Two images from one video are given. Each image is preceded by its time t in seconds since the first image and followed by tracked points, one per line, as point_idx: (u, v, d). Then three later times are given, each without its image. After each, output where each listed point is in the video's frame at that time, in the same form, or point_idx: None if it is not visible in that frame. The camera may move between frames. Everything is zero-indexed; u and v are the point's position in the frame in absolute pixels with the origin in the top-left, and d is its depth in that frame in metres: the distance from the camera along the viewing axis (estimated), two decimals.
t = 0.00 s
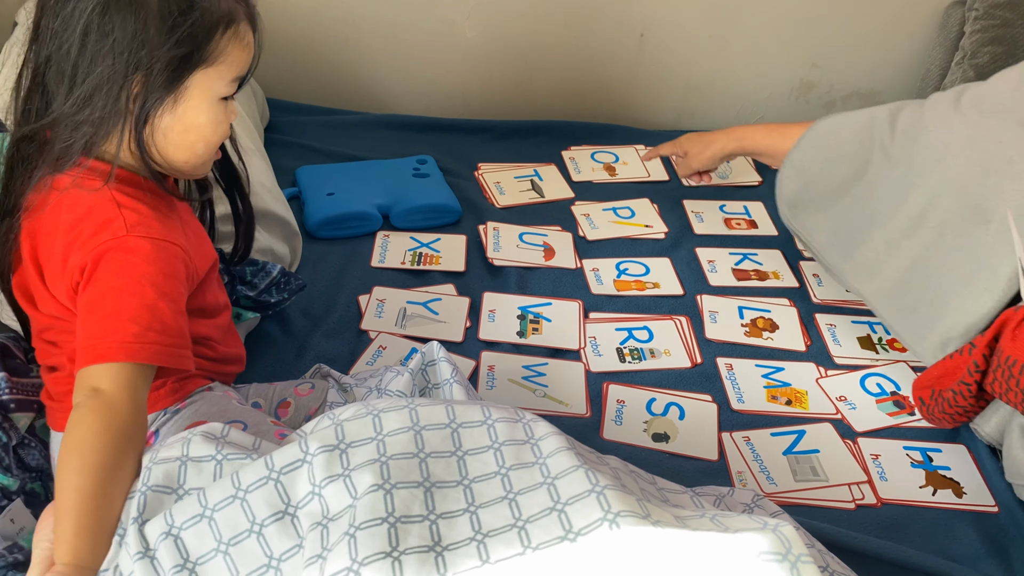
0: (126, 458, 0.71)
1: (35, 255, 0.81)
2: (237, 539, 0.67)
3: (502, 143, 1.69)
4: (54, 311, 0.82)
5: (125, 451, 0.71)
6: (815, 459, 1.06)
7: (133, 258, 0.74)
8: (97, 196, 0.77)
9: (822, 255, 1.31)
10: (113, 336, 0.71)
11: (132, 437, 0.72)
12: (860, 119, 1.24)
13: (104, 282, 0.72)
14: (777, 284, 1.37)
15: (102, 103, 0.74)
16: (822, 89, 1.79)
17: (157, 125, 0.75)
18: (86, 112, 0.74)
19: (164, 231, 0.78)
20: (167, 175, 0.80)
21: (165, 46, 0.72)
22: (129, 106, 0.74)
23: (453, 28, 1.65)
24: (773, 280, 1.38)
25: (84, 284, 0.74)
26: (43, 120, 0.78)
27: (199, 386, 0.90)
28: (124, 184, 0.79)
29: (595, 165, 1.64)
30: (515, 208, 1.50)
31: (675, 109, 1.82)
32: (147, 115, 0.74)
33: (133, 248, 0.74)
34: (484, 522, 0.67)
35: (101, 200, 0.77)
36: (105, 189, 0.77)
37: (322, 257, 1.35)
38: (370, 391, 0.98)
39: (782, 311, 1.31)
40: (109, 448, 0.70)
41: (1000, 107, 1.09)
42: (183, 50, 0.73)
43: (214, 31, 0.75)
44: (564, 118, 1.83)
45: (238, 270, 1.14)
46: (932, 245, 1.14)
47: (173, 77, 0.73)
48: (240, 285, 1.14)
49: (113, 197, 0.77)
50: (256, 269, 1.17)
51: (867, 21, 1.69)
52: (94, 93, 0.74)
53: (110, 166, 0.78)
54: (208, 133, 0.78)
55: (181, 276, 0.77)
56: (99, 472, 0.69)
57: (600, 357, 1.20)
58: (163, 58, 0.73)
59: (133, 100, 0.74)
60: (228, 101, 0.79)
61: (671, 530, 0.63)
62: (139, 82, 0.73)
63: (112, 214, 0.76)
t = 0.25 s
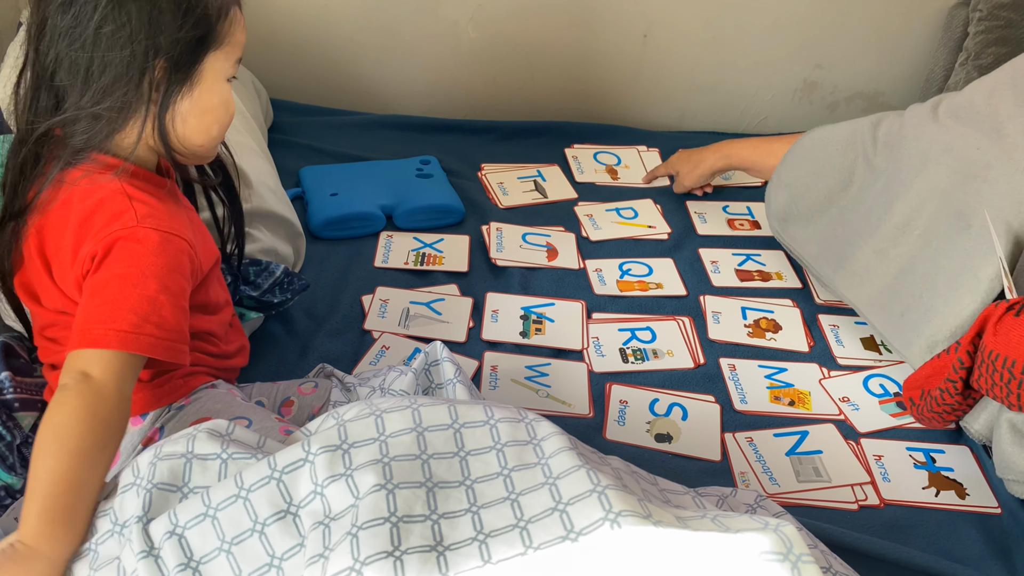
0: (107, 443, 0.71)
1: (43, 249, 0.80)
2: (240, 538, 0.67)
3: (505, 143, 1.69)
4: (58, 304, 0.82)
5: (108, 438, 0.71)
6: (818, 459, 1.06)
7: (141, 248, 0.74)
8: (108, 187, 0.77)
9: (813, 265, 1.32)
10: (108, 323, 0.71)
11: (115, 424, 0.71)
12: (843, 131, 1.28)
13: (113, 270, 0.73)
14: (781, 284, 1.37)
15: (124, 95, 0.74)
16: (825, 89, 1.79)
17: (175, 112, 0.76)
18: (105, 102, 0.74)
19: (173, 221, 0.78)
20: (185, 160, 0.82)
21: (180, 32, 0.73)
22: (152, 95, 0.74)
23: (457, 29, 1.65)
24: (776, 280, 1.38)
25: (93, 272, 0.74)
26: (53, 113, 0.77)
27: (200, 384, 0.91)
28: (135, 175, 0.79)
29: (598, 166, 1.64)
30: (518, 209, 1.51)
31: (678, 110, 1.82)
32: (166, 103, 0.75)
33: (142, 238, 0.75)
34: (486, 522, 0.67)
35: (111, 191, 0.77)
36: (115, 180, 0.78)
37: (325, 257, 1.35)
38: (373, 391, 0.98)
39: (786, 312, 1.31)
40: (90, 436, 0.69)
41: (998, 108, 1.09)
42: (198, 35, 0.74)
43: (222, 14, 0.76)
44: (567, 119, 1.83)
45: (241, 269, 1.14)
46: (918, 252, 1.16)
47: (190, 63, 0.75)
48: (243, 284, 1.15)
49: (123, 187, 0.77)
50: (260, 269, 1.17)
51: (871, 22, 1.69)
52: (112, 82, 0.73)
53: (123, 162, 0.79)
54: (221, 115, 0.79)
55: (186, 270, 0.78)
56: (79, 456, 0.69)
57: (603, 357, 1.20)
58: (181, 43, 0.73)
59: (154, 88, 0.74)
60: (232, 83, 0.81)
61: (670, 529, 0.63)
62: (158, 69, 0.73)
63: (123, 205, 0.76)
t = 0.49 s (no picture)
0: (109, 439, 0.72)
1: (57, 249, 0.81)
2: (244, 540, 0.68)
3: (510, 145, 1.69)
4: (71, 304, 0.83)
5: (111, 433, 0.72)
6: (822, 461, 1.06)
7: (154, 247, 0.75)
8: (122, 187, 0.78)
9: (821, 271, 1.31)
10: (118, 320, 0.71)
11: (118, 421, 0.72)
12: (848, 135, 1.28)
13: (127, 266, 0.73)
14: (785, 286, 1.37)
15: (142, 96, 0.74)
16: (830, 91, 1.79)
17: (191, 110, 0.78)
18: (123, 104, 0.74)
19: (185, 220, 0.79)
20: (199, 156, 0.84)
21: (194, 30, 0.74)
22: (170, 94, 0.75)
23: (462, 31, 1.66)
24: (781, 282, 1.38)
25: (107, 268, 0.74)
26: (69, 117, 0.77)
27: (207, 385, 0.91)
28: (148, 176, 0.80)
29: (602, 167, 1.65)
30: (523, 211, 1.51)
31: (682, 111, 1.82)
32: (183, 100, 0.76)
33: (156, 238, 0.75)
34: (489, 524, 0.67)
35: (125, 190, 0.78)
36: (129, 179, 0.79)
37: (331, 259, 1.35)
38: (379, 392, 0.99)
39: (790, 314, 1.31)
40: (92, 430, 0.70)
41: (1005, 110, 1.10)
42: (210, 32, 0.76)
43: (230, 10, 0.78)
44: (572, 121, 1.83)
45: (247, 270, 1.14)
46: (926, 256, 1.16)
47: (205, 59, 0.76)
48: (249, 286, 1.15)
49: (136, 187, 0.78)
50: (266, 270, 1.17)
51: (875, 24, 1.69)
52: (130, 83, 0.74)
53: (138, 163, 0.80)
54: (232, 109, 0.81)
55: (197, 271, 0.78)
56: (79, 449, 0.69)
57: (608, 359, 1.20)
58: (196, 40, 0.75)
59: (171, 87, 0.75)
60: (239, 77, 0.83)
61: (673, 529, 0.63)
62: (176, 69, 0.75)
63: (137, 204, 0.77)
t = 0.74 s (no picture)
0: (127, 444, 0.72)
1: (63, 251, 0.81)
2: (251, 540, 0.68)
3: (513, 146, 1.70)
4: (78, 305, 0.83)
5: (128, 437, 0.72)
6: (826, 463, 1.06)
7: (162, 252, 0.75)
8: (129, 192, 0.78)
9: (825, 272, 1.31)
10: (129, 327, 0.72)
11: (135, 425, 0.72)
12: (853, 136, 1.28)
13: (135, 272, 0.74)
14: (789, 288, 1.37)
15: (152, 102, 0.75)
16: (834, 93, 1.79)
17: (200, 114, 0.78)
18: (133, 110, 0.75)
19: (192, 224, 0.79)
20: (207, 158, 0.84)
21: (202, 34, 0.75)
22: (181, 100, 0.76)
23: (466, 32, 1.66)
24: (784, 284, 1.38)
25: (114, 275, 0.75)
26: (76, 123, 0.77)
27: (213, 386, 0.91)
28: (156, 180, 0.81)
29: (606, 169, 1.65)
30: (527, 212, 1.51)
31: (686, 113, 1.82)
32: (192, 105, 0.77)
33: (164, 243, 0.76)
34: (496, 524, 0.68)
35: (133, 195, 0.78)
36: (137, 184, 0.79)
37: (335, 260, 1.36)
38: (383, 393, 0.99)
39: (794, 315, 1.31)
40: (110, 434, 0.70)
41: (1012, 114, 1.11)
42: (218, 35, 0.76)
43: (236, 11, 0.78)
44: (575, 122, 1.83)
45: (251, 272, 1.15)
46: (932, 258, 1.17)
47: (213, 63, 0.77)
48: (254, 287, 1.15)
49: (144, 192, 0.79)
50: (271, 271, 1.17)
51: (880, 25, 1.69)
52: (140, 90, 0.74)
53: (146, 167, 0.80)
54: (241, 110, 0.82)
55: (205, 274, 0.79)
56: (99, 452, 0.70)
57: (612, 360, 1.21)
58: (205, 45, 0.75)
59: (181, 92, 0.76)
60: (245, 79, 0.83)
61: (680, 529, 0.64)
62: (185, 73, 0.75)
63: (145, 209, 0.77)
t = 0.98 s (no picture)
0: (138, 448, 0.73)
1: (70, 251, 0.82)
2: (259, 540, 0.68)
3: (518, 147, 1.70)
4: (85, 305, 0.83)
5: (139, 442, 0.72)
6: (831, 464, 1.06)
7: (168, 254, 0.76)
8: (136, 195, 0.79)
9: (830, 273, 1.31)
10: (136, 330, 0.72)
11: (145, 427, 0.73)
12: (858, 138, 1.28)
13: (141, 275, 0.74)
14: (794, 289, 1.37)
15: (162, 104, 0.75)
16: (839, 94, 1.79)
17: (209, 115, 0.78)
18: (143, 112, 0.75)
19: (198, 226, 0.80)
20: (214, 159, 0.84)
21: (214, 36, 0.75)
22: (190, 101, 0.76)
23: (471, 33, 1.66)
24: (789, 285, 1.38)
25: (119, 278, 0.75)
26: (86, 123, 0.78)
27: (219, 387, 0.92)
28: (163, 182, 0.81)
29: (611, 170, 1.65)
30: (531, 213, 1.51)
31: (690, 114, 1.82)
32: (201, 107, 0.77)
33: (170, 245, 0.76)
34: (503, 524, 0.68)
35: (140, 198, 0.79)
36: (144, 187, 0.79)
37: (340, 261, 1.36)
38: (389, 394, 0.99)
39: (799, 316, 1.31)
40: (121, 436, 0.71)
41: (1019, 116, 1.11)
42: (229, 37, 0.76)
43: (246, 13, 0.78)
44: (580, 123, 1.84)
45: (257, 272, 1.15)
46: (938, 260, 1.16)
47: (223, 65, 0.77)
48: (260, 288, 1.15)
49: (151, 194, 0.79)
50: (277, 272, 1.17)
51: (885, 27, 1.69)
52: (150, 91, 0.75)
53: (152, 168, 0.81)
54: (249, 112, 0.82)
55: (211, 276, 0.79)
56: (109, 455, 0.70)
57: (617, 361, 1.21)
58: (215, 47, 0.75)
59: (192, 94, 0.76)
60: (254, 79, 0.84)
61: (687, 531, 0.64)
62: (195, 75, 0.75)
63: (151, 212, 0.78)
